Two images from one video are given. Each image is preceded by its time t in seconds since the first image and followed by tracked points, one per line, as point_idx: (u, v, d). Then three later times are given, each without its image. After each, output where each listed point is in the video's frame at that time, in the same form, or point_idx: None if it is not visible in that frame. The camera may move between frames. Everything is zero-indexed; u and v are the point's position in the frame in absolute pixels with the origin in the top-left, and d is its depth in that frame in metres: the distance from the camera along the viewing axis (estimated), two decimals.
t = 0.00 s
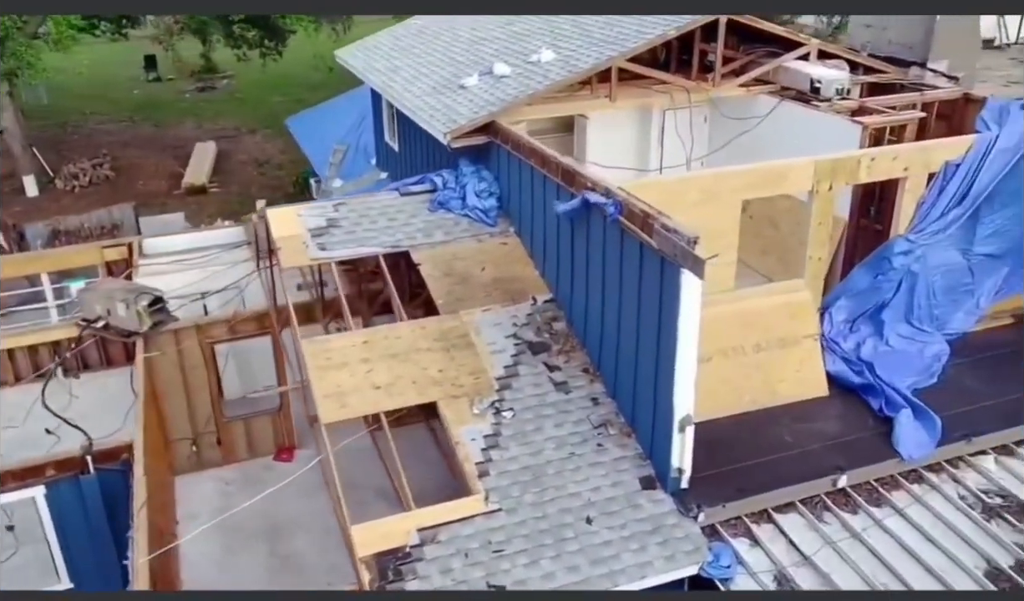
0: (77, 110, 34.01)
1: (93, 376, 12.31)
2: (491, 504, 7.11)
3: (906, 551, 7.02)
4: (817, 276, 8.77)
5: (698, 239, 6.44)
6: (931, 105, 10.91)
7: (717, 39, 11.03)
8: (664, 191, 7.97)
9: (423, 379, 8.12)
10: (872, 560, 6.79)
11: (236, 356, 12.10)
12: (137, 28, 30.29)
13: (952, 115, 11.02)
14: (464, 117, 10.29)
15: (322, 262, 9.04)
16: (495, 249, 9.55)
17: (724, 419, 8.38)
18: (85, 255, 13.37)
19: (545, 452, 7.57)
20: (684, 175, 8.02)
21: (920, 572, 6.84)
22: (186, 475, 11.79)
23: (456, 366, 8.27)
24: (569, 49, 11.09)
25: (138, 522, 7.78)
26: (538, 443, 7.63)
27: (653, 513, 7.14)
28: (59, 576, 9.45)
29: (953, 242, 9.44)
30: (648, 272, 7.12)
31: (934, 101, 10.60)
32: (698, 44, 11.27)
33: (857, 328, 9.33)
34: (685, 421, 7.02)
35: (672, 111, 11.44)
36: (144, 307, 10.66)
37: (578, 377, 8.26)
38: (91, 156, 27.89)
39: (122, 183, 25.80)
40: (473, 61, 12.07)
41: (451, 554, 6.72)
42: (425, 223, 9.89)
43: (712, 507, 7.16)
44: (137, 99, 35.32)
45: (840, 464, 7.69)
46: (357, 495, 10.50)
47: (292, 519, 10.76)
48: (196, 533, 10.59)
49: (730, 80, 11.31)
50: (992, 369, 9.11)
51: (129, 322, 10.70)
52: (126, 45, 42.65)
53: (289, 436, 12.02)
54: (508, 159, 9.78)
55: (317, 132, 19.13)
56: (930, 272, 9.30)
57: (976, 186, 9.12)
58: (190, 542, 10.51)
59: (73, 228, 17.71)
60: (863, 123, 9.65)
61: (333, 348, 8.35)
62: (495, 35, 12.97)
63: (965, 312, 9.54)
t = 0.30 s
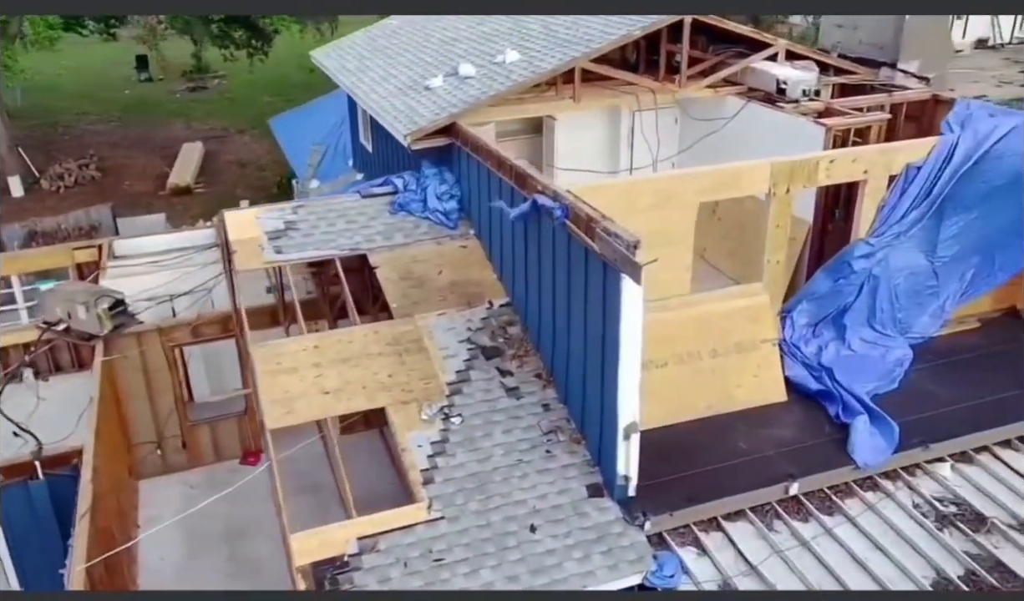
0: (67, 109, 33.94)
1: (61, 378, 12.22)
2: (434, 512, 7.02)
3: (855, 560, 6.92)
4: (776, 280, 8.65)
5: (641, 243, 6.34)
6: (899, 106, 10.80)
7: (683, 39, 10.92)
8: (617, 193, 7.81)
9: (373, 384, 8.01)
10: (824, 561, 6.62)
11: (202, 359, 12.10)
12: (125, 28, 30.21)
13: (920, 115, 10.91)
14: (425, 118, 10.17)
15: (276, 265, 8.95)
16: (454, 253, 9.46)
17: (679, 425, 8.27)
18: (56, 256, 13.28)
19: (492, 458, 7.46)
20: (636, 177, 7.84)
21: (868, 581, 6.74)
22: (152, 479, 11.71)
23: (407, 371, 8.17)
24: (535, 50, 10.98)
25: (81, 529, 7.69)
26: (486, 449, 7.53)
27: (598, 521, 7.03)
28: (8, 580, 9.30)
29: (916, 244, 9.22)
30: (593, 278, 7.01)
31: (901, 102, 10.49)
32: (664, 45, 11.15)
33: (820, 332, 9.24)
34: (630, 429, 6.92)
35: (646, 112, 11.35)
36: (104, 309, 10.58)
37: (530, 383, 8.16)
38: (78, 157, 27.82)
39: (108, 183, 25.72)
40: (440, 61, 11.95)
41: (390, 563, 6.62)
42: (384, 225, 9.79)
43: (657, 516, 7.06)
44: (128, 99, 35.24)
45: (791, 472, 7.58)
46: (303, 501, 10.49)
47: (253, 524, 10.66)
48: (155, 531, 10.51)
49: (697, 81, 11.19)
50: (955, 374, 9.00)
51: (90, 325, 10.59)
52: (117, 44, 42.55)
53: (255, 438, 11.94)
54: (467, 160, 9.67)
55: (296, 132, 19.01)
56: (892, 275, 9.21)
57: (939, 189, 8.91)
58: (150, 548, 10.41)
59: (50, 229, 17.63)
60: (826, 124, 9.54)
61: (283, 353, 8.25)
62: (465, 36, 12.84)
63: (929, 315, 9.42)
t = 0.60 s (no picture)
0: (55, 113, 33.91)
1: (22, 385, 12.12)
2: (370, 524, 6.91)
3: (797, 573, 6.81)
4: (728, 287, 8.57)
5: (574, 251, 6.25)
6: (862, 111, 10.73)
7: (644, 43, 10.82)
8: (563, 200, 7.70)
9: (316, 393, 7.92)
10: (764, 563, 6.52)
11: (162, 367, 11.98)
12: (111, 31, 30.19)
13: (884, 120, 10.87)
14: (381, 123, 10.09)
15: (226, 271, 8.84)
16: (407, 259, 9.36)
17: (628, 434, 8.15)
18: (21, 262, 13.21)
19: (432, 469, 7.36)
20: (582, 183, 7.72)
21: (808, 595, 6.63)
22: (112, 487, 11.60)
23: (352, 380, 8.07)
24: (495, 54, 10.89)
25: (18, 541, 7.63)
26: (427, 460, 7.42)
27: (537, 533, 6.91)
28: None
29: (872, 250, 9.12)
30: (531, 285, 6.90)
31: (864, 107, 10.42)
32: (626, 48, 11.03)
33: (777, 339, 9.17)
34: (568, 439, 6.81)
35: (609, 115, 11.23)
36: (60, 316, 10.47)
37: (476, 391, 8.05)
38: (62, 161, 27.79)
39: (90, 187, 25.67)
40: (403, 65, 11.85)
41: (321, 576, 6.51)
42: (339, 232, 9.71)
43: (595, 527, 6.93)
44: (116, 102, 35.21)
45: (737, 482, 7.46)
46: (245, 513, 10.60)
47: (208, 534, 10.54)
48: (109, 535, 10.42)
49: (660, 85, 11.10)
50: (911, 382, 8.93)
51: (45, 331, 10.46)
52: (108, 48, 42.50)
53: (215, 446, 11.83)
54: (422, 166, 9.61)
55: (273, 134, 18.93)
56: (850, 281, 9.06)
57: (892, 194, 8.84)
58: (104, 559, 10.30)
59: (24, 233, 17.57)
60: (783, 130, 9.46)
61: (227, 361, 8.16)
62: (431, 39, 12.74)
63: (888, 322, 9.32)
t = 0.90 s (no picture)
0: (40, 114, 33.82)
1: None
2: (306, 533, 6.83)
3: (737, 582, 6.75)
4: (679, 292, 8.46)
5: (506, 258, 6.26)
6: (824, 113, 10.65)
7: (604, 45, 10.72)
8: (508, 204, 7.62)
9: (260, 400, 7.85)
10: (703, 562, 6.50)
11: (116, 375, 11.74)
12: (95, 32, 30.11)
13: (847, 122, 10.79)
14: (337, 127, 10.03)
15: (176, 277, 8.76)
16: (360, 263, 9.29)
17: (575, 441, 8.09)
18: None
19: (373, 476, 7.29)
20: (527, 188, 7.63)
21: None
22: (72, 492, 11.54)
23: (298, 386, 8.00)
24: (455, 56, 10.82)
25: None
26: (368, 467, 7.35)
27: (475, 542, 6.83)
28: None
29: (827, 253, 9.07)
30: (468, 292, 6.83)
31: (824, 109, 10.35)
32: (586, 50, 10.91)
33: (733, 344, 9.08)
34: (505, 447, 6.75)
35: (571, 117, 11.21)
36: (14, 322, 10.27)
37: (422, 398, 7.99)
38: (45, 162, 27.71)
39: (72, 188, 25.60)
40: (364, 67, 11.78)
41: (253, 587, 6.43)
42: (293, 236, 9.64)
43: (534, 535, 6.86)
44: (103, 103, 35.10)
45: (681, 489, 7.38)
46: (191, 520, 10.63)
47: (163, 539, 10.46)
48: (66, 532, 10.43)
49: (621, 87, 11.01)
50: (865, 387, 8.88)
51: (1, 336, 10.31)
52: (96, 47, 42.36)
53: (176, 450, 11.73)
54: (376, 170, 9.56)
55: (248, 135, 18.82)
56: (803, 285, 8.98)
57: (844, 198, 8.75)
58: (60, 567, 10.22)
59: None
60: (739, 133, 9.39)
61: (171, 368, 8.09)
62: (396, 41, 12.66)
63: (844, 327, 9.23)
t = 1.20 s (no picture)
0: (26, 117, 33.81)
1: None
2: (235, 552, 6.81)
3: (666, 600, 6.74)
4: (622, 305, 8.47)
5: (429, 277, 6.29)
6: (779, 123, 10.64)
7: (558, 55, 10.69)
8: (445, 219, 7.60)
9: (198, 416, 7.83)
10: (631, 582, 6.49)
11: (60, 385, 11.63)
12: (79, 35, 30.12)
13: (803, 132, 10.79)
14: (288, 139, 10.01)
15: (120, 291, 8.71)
16: (309, 276, 9.28)
17: (515, 456, 8.08)
18: None
19: (306, 494, 7.27)
20: (465, 203, 7.60)
21: None
22: (30, 502, 11.51)
23: (236, 403, 7.97)
24: (409, 67, 10.80)
25: None
26: (301, 484, 7.34)
27: (405, 560, 6.81)
28: None
29: (774, 266, 9.08)
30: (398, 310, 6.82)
31: (778, 120, 10.34)
32: (543, 60, 10.88)
33: (681, 357, 9.03)
34: (434, 465, 6.75)
35: (532, 127, 11.23)
36: None
37: (361, 414, 7.97)
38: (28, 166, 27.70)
39: (53, 193, 25.61)
40: (322, 78, 11.76)
41: None
42: (243, 249, 9.63)
43: (463, 552, 6.85)
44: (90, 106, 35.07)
45: (616, 506, 7.37)
46: (124, 534, 10.50)
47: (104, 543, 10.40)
48: (22, 538, 10.51)
49: (577, 97, 10.99)
50: (811, 401, 8.87)
51: None
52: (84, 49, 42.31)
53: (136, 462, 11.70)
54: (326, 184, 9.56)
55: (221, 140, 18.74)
56: (751, 299, 9.01)
57: (788, 212, 8.64)
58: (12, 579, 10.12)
59: None
60: (687, 145, 9.36)
61: (111, 383, 8.09)
62: (359, 50, 12.64)
63: (794, 339, 9.28)
